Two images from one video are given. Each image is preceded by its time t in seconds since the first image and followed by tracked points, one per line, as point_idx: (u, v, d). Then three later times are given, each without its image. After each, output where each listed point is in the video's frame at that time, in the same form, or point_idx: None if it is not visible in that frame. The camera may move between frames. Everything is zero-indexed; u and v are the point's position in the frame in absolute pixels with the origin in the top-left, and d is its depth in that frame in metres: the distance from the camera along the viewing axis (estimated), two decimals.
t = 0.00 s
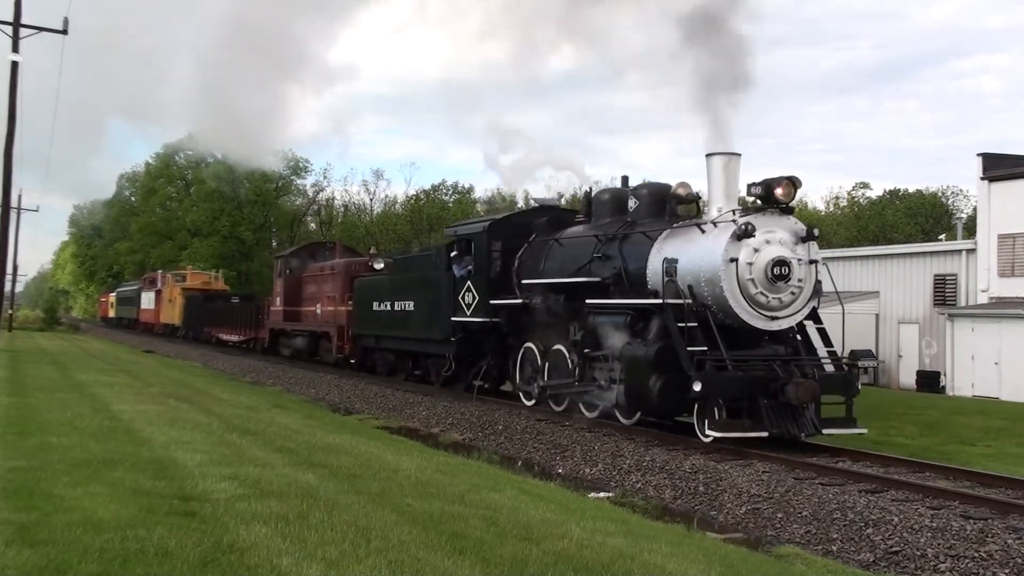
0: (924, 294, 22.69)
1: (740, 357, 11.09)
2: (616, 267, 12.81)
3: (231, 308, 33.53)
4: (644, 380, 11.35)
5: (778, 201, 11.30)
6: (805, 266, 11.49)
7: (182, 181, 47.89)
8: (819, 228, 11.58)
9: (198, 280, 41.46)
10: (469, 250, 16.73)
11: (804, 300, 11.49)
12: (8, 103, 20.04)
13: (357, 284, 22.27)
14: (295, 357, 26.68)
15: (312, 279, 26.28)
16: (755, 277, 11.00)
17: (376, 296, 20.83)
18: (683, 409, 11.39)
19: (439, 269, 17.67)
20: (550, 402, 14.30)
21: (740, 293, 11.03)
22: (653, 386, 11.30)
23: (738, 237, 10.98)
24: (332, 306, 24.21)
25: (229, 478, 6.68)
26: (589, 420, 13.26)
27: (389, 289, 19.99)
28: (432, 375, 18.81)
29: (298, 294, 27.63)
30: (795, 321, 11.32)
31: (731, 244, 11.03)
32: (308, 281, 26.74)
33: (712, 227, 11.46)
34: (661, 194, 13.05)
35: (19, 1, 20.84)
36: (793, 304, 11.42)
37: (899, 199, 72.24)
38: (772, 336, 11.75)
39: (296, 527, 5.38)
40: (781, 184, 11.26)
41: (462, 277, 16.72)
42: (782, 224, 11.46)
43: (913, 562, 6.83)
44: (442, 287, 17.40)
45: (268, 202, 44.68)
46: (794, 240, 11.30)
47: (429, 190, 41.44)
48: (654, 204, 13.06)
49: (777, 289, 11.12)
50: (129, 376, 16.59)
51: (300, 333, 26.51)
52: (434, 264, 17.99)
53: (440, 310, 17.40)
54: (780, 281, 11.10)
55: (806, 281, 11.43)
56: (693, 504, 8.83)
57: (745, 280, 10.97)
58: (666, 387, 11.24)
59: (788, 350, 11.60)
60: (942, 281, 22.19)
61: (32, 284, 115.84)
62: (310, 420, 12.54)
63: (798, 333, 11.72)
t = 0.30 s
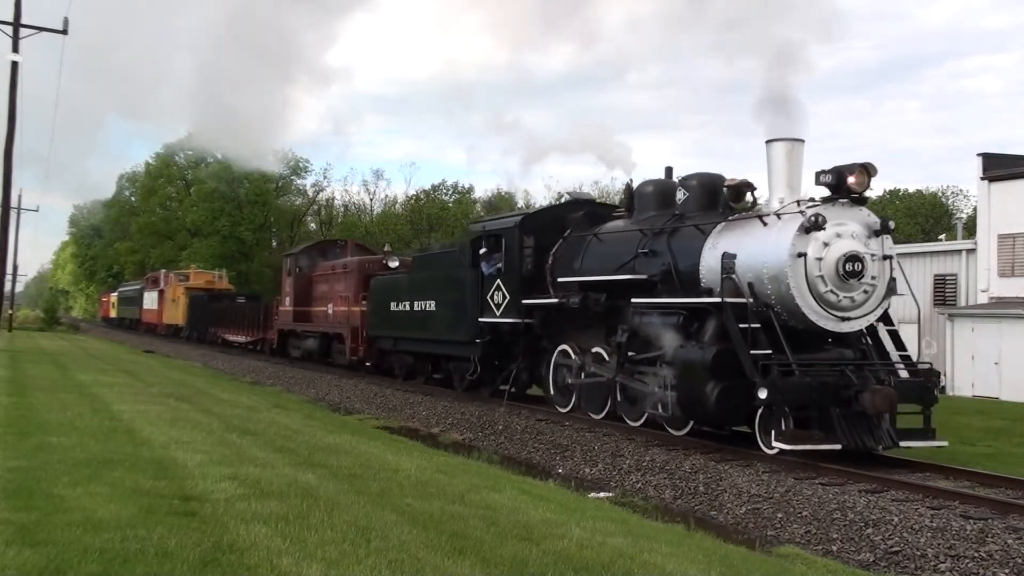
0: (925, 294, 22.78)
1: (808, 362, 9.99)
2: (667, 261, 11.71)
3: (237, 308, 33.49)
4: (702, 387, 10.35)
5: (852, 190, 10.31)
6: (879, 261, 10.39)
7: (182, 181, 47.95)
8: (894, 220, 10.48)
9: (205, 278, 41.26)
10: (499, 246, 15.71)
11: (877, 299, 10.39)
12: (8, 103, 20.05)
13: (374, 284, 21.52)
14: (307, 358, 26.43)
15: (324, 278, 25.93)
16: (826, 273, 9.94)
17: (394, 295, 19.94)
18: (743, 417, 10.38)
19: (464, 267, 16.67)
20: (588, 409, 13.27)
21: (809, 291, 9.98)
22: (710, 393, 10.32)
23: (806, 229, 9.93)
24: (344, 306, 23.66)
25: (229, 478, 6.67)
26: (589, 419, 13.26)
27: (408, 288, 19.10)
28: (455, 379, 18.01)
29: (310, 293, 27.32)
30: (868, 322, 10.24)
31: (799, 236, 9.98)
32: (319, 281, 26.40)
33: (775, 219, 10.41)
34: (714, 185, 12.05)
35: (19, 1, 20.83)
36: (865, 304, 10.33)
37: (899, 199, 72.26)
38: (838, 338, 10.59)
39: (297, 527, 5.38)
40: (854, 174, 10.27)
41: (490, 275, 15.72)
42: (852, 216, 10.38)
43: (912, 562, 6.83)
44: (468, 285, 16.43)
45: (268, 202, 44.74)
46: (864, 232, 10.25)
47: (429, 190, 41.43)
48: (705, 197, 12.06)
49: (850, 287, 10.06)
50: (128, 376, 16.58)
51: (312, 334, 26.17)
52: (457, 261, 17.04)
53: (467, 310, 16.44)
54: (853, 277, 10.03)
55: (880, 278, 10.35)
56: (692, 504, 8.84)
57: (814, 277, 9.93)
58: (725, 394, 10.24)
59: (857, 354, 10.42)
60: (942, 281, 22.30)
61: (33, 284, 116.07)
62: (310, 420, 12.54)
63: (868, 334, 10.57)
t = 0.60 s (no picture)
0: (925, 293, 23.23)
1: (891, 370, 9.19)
2: (724, 258, 10.86)
3: (242, 308, 33.51)
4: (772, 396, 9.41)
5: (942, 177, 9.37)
6: (971, 257, 9.42)
7: (182, 181, 48.03)
8: (988, 210, 9.48)
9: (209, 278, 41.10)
10: (531, 243, 15.03)
11: (969, 298, 9.44)
12: (9, 103, 20.07)
13: (392, 283, 20.85)
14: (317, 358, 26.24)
15: (336, 276, 25.68)
16: (913, 270, 9.04)
17: (416, 295, 19.17)
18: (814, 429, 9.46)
19: (492, 264, 15.88)
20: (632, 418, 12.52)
21: (893, 291, 9.08)
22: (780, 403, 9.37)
23: (892, 222, 9.00)
24: (359, 305, 23.23)
25: (229, 478, 6.68)
26: (589, 420, 13.26)
27: (431, 287, 18.35)
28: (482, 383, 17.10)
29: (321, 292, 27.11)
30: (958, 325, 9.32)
31: (883, 229, 9.06)
32: (331, 279, 26.16)
33: (855, 211, 9.49)
34: (776, 173, 11.18)
35: (19, 1, 20.84)
36: (956, 304, 9.39)
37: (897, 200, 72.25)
38: (916, 342, 9.83)
39: (297, 527, 5.39)
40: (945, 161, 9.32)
41: (523, 273, 14.93)
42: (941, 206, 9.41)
43: (912, 562, 6.83)
44: (496, 284, 15.64)
45: (268, 202, 44.82)
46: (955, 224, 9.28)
47: (429, 190, 41.44)
48: (765, 187, 11.14)
49: (939, 286, 9.15)
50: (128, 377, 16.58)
51: (323, 335, 25.88)
52: (484, 258, 16.25)
53: (495, 310, 15.63)
54: (942, 275, 9.12)
55: (973, 274, 9.39)
56: (693, 504, 8.83)
57: (899, 276, 9.04)
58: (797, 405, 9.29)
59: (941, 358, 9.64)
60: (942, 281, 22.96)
61: (33, 284, 116.35)
62: (310, 420, 12.54)
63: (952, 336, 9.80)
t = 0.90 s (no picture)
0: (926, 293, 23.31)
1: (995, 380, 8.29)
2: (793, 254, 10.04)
3: (248, 309, 33.55)
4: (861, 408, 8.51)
5: None
6: None
7: (182, 181, 47.99)
8: None
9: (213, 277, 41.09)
10: (568, 239, 14.30)
11: None
12: (9, 104, 20.08)
13: (411, 283, 20.41)
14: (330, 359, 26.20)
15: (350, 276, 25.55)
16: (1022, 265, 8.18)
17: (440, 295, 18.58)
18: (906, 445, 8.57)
19: (526, 263, 15.20)
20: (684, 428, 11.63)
21: (998, 289, 8.26)
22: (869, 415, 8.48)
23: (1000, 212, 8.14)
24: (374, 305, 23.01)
25: (229, 478, 6.68)
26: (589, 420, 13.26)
27: (456, 287, 17.71)
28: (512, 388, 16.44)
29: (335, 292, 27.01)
30: None
31: (988, 221, 8.21)
32: (344, 279, 26.03)
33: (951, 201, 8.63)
34: (844, 165, 10.48)
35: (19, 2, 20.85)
36: None
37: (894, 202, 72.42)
38: (1011, 347, 8.95)
39: (297, 527, 5.39)
40: None
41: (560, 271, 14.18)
42: None
43: (912, 562, 6.83)
44: (530, 283, 14.93)
45: (268, 202, 44.84)
46: None
47: (429, 190, 41.46)
48: (832, 178, 10.47)
49: None
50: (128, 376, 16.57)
51: (336, 336, 25.79)
52: (516, 255, 15.57)
53: (529, 310, 14.90)
54: None
55: None
56: (693, 504, 8.83)
57: (1006, 272, 8.20)
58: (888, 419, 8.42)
59: None
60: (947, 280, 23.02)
61: (32, 284, 116.28)
62: (310, 420, 12.55)
63: None
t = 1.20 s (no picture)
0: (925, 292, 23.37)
1: None
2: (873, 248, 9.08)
3: (253, 309, 33.58)
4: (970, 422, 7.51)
5: None
6: None
7: (182, 181, 48.02)
8: None
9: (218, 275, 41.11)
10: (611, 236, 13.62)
11: None
12: (8, 103, 20.08)
13: (433, 282, 20.10)
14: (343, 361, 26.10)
15: (366, 275, 25.42)
16: None
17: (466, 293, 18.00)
18: None
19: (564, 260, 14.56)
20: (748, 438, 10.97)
21: None
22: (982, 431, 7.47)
23: None
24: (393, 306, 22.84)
25: (229, 478, 6.67)
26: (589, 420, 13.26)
27: (484, 285, 17.09)
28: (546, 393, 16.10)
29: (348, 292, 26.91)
30: None
31: None
32: (359, 279, 25.91)
33: None
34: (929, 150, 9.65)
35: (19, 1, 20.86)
36: None
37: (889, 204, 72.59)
38: None
39: (297, 527, 5.39)
40: None
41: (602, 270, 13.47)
42: None
43: (912, 562, 6.83)
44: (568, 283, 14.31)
45: (268, 202, 44.87)
46: None
47: (429, 190, 41.43)
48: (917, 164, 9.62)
49: None
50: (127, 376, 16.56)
51: (350, 338, 25.66)
52: (552, 252, 14.94)
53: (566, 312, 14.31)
54: None
55: None
56: (693, 504, 8.83)
57: None
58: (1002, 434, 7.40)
59: None
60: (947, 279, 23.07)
61: (31, 285, 116.50)
62: (310, 420, 12.54)
63: None
